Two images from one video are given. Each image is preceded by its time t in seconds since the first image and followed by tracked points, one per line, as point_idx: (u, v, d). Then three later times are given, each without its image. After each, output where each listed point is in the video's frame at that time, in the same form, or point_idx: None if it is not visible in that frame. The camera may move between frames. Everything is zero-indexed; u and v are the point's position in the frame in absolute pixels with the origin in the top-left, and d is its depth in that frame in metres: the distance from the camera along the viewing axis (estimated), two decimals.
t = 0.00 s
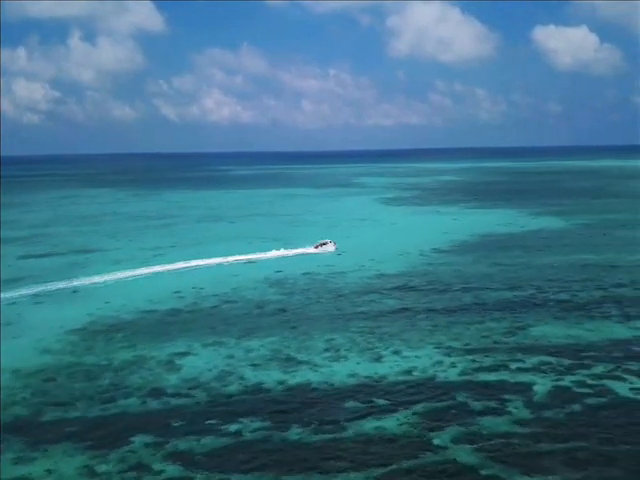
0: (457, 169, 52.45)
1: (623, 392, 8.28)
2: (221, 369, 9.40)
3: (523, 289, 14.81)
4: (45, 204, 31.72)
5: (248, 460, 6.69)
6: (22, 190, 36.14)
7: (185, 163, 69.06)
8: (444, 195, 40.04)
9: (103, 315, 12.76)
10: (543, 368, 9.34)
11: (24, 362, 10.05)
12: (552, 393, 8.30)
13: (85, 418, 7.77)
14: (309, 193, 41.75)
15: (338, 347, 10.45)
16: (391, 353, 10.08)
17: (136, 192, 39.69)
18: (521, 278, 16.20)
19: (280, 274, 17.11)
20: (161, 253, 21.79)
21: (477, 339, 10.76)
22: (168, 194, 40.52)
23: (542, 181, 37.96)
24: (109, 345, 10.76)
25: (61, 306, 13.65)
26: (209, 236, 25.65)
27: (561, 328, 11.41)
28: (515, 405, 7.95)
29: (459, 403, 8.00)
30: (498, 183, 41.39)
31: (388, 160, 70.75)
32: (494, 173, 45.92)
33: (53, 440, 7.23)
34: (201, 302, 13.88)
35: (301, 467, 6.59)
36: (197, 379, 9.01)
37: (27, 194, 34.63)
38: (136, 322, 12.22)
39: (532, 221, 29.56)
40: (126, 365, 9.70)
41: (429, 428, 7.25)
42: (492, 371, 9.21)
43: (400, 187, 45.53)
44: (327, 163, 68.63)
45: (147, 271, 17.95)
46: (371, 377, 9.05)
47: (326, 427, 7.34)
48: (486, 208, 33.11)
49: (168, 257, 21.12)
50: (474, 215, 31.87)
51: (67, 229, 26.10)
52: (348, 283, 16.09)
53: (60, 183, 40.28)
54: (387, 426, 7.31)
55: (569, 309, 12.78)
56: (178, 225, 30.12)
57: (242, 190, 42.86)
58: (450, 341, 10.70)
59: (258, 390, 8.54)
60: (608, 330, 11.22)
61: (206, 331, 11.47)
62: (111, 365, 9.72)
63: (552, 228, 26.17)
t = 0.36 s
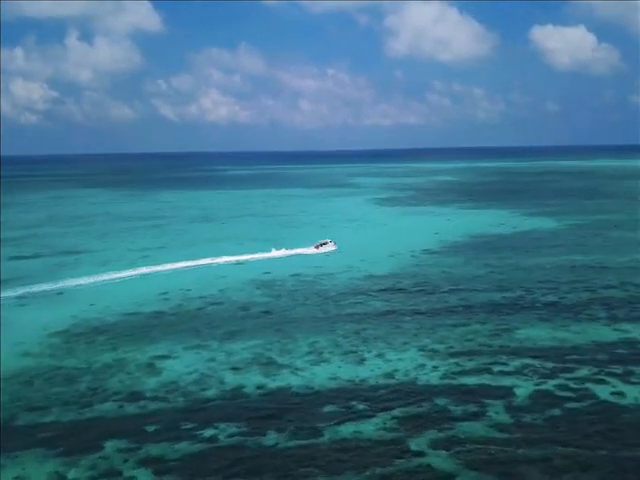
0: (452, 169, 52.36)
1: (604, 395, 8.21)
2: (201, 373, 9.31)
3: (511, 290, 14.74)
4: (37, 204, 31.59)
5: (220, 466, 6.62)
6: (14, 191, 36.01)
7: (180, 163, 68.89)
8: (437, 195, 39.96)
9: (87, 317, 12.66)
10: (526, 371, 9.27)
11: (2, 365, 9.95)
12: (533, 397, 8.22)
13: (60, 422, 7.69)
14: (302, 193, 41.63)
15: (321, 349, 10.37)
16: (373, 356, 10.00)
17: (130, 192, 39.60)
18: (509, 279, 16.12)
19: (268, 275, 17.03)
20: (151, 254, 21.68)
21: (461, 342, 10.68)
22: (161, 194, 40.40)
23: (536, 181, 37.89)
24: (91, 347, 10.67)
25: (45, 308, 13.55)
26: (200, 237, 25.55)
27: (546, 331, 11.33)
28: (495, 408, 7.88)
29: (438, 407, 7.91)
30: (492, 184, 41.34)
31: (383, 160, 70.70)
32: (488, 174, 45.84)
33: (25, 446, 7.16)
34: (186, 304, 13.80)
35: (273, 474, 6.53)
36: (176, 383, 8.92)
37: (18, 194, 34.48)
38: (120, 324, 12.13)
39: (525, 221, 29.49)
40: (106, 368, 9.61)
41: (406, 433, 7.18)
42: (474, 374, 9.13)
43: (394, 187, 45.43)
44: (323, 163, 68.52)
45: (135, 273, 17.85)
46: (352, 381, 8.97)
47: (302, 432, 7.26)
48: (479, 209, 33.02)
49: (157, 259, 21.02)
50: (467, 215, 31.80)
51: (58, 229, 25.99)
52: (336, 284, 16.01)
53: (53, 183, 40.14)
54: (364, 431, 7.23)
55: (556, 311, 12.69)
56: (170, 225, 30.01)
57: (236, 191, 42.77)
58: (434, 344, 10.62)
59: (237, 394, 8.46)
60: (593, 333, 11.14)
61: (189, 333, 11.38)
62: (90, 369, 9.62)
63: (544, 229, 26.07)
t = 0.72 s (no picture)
0: (446, 170, 52.27)
1: (583, 401, 8.13)
2: (178, 377, 9.21)
3: (497, 292, 14.67)
4: (26, 204, 31.41)
5: (190, 474, 6.52)
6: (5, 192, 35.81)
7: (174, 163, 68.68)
8: (430, 196, 39.88)
9: (68, 320, 12.55)
10: (506, 375, 9.19)
11: None
12: (512, 402, 8.12)
13: (31, 428, 7.58)
14: (295, 193, 41.50)
15: (302, 353, 10.28)
16: (354, 359, 9.91)
17: (121, 191, 39.43)
18: (496, 281, 16.05)
19: (254, 277, 16.94)
20: (138, 256, 21.53)
21: (443, 345, 10.61)
22: (153, 194, 40.24)
23: (528, 183, 37.87)
24: (70, 351, 10.56)
25: (27, 310, 13.43)
26: (189, 237, 25.42)
27: (530, 334, 11.26)
28: (472, 414, 7.79)
29: (415, 412, 7.83)
30: (485, 185, 41.29)
31: (378, 161, 70.61)
32: (481, 175, 45.77)
33: None
34: (170, 306, 13.69)
35: None
36: (153, 387, 8.83)
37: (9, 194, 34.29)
38: (101, 328, 12.02)
39: (516, 221, 29.44)
40: (82, 372, 9.51)
41: (380, 439, 7.10)
42: (453, 378, 9.04)
43: (387, 187, 45.33)
44: (317, 164, 68.37)
45: (121, 274, 17.74)
46: (330, 385, 8.87)
47: (276, 438, 7.17)
48: (472, 209, 32.93)
49: (144, 260, 20.90)
50: (459, 216, 31.74)
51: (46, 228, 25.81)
52: (322, 286, 15.93)
53: (44, 183, 39.94)
54: (338, 437, 7.16)
55: (540, 314, 12.60)
56: (160, 225, 29.86)
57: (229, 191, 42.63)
58: (416, 347, 10.52)
59: (213, 399, 8.35)
60: (577, 336, 11.05)
61: (170, 337, 11.28)
62: (67, 373, 9.52)
63: (536, 230, 26.02)
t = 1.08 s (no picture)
0: (441, 170, 52.19)
1: (561, 405, 8.06)
2: (155, 382, 9.12)
3: (483, 295, 14.57)
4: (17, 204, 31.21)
5: None
6: None
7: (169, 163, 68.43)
8: (424, 196, 39.74)
9: (49, 323, 12.44)
10: (487, 379, 9.11)
11: None
12: (490, 407, 8.05)
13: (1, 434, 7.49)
14: (289, 194, 41.35)
15: (282, 356, 10.18)
16: (334, 363, 9.82)
17: (114, 191, 39.29)
18: (484, 283, 15.96)
19: (241, 279, 16.84)
20: (127, 257, 21.43)
21: (425, 348, 10.52)
22: (146, 194, 40.04)
23: (522, 185, 37.75)
24: (48, 354, 10.46)
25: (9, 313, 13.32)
26: (180, 238, 25.31)
27: (513, 337, 11.17)
28: (448, 419, 7.71)
29: (391, 418, 7.75)
30: (479, 185, 41.16)
31: (373, 161, 70.45)
32: (476, 176, 45.61)
33: None
34: (153, 309, 13.59)
35: None
36: (128, 392, 8.73)
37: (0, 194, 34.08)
38: (82, 331, 11.91)
39: (509, 222, 29.33)
40: (59, 376, 9.41)
41: (353, 446, 7.03)
42: (432, 382, 8.96)
43: (381, 188, 45.16)
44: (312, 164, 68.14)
45: (107, 277, 17.62)
46: (308, 389, 8.79)
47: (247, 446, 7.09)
48: (465, 210, 32.85)
49: (133, 261, 20.76)
50: (452, 217, 31.64)
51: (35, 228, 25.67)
52: (309, 288, 15.84)
53: (36, 183, 39.71)
54: (311, 443, 7.12)
55: (525, 316, 12.52)
56: (151, 225, 29.71)
57: (222, 191, 42.49)
58: (397, 350, 10.44)
59: (188, 404, 8.27)
60: (560, 340, 10.97)
61: (150, 340, 11.19)
62: (43, 377, 9.42)
63: (528, 231, 25.91)
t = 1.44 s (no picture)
0: (438, 171, 52.14)
1: (541, 410, 7.99)
2: (134, 386, 9.04)
3: (471, 297, 14.50)
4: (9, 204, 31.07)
5: None
6: None
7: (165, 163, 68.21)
8: (419, 197, 39.63)
9: (32, 327, 12.35)
10: (469, 383, 9.03)
11: None
12: (469, 412, 7.98)
13: None
14: (283, 194, 41.23)
15: (264, 359, 10.10)
16: (316, 366, 9.74)
17: (109, 191, 39.23)
18: (472, 285, 15.89)
19: (229, 281, 16.75)
20: (117, 258, 21.35)
21: (409, 352, 10.44)
22: (140, 194, 39.89)
23: (517, 187, 37.66)
24: (29, 358, 10.37)
25: None
26: (171, 239, 25.22)
27: (498, 340, 11.10)
28: (426, 424, 7.64)
29: (369, 423, 7.67)
30: (475, 186, 41.06)
31: (370, 162, 70.28)
32: (472, 177, 45.50)
33: None
34: (138, 312, 13.50)
35: None
36: (106, 396, 8.65)
37: None
38: (65, 334, 11.83)
39: (502, 223, 29.23)
40: (37, 380, 9.33)
41: (328, 453, 6.96)
42: (413, 387, 8.88)
43: (377, 189, 45.04)
44: (309, 164, 67.97)
45: (95, 279, 17.54)
46: (287, 394, 8.71)
47: (221, 454, 7.03)
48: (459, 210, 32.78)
49: (123, 263, 20.66)
50: (446, 218, 31.55)
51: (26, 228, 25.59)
52: (297, 290, 15.76)
53: (31, 184, 39.57)
54: (287, 449, 7.06)
55: (512, 319, 12.45)
56: (144, 227, 29.60)
57: (216, 192, 42.33)
58: (380, 354, 10.37)
59: (165, 409, 8.20)
60: (545, 343, 10.90)
61: (132, 343, 11.11)
62: (22, 381, 9.34)
63: (521, 233, 25.83)
